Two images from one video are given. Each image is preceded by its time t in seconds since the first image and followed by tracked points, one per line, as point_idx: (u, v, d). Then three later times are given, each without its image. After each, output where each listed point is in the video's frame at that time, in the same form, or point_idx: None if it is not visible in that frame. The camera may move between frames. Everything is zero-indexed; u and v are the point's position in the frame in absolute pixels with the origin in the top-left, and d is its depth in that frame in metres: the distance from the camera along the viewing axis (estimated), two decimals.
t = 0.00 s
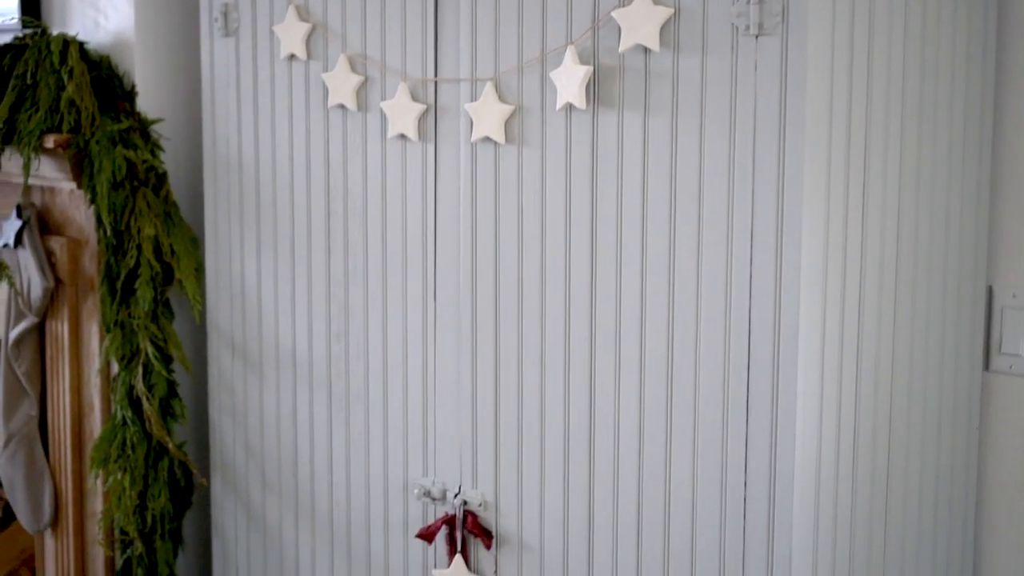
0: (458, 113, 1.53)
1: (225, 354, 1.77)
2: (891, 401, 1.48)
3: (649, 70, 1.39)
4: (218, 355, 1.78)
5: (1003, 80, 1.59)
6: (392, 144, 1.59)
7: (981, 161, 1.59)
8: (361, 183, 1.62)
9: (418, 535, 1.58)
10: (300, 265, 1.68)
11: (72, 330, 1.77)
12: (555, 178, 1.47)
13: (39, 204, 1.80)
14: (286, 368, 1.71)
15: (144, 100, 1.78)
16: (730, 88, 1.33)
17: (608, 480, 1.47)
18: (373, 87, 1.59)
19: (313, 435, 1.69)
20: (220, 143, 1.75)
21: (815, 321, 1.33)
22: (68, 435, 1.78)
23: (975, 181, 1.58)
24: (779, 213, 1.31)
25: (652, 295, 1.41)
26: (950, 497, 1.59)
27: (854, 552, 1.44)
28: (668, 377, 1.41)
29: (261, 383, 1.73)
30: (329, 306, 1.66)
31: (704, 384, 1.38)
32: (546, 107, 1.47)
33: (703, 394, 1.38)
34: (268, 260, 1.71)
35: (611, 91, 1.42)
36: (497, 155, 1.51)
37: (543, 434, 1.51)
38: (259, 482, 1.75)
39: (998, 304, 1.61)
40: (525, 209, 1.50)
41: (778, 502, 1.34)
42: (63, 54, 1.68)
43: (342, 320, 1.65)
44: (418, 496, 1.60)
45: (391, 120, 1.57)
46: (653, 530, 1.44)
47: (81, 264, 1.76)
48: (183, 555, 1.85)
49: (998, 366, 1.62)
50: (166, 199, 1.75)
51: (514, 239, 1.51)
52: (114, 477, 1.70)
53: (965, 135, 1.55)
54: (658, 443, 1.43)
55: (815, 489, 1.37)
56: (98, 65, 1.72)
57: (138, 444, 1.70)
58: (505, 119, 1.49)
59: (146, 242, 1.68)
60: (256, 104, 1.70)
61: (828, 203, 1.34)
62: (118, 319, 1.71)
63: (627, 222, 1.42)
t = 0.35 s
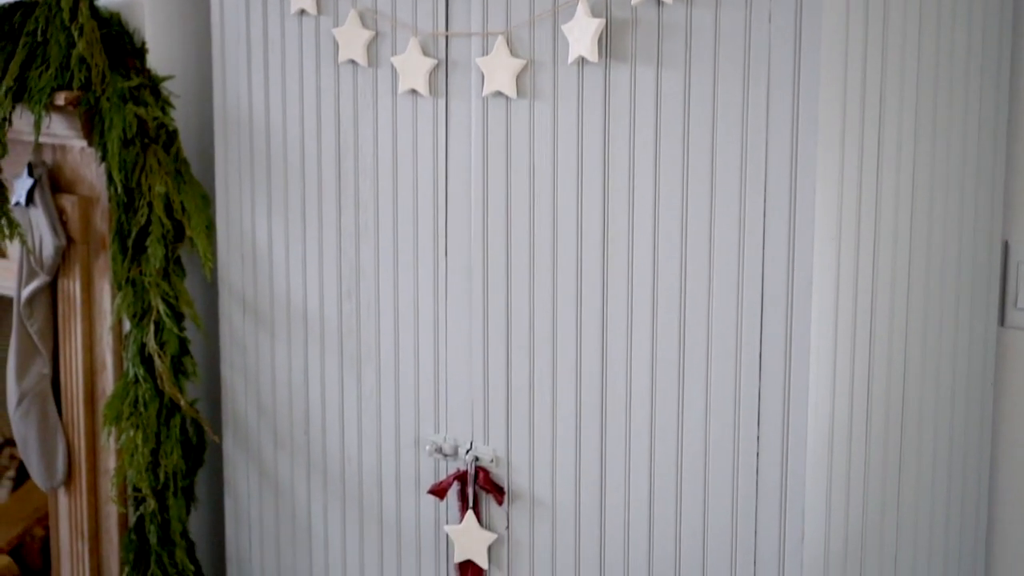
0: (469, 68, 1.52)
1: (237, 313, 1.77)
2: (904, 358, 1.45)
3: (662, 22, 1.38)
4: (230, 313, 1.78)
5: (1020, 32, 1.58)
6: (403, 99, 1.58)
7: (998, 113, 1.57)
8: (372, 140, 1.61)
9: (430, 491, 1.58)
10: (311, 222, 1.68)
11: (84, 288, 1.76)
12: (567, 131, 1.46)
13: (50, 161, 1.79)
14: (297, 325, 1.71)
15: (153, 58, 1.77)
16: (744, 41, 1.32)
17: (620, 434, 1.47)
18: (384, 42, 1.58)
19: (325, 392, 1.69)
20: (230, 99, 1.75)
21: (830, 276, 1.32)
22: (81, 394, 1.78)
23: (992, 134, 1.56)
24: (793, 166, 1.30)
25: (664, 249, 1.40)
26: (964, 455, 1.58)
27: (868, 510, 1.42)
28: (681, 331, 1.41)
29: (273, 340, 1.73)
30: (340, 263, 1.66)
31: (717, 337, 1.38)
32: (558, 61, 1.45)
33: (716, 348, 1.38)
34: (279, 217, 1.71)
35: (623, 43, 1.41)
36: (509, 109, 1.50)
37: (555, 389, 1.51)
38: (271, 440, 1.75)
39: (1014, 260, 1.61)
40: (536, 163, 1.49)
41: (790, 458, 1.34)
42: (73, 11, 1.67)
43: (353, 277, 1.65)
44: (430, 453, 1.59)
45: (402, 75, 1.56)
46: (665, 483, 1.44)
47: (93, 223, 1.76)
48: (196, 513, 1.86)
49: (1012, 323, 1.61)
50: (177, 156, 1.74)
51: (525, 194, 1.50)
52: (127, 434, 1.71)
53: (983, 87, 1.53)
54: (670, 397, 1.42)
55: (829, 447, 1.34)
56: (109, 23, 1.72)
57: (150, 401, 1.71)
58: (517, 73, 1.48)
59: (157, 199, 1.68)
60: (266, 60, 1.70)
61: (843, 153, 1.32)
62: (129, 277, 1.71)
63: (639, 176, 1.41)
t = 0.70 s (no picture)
0: (475, 22, 1.51)
1: (242, 269, 1.76)
2: (911, 316, 1.44)
3: None
4: (235, 270, 1.77)
5: None
6: (408, 54, 1.57)
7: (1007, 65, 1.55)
8: (377, 96, 1.60)
9: (435, 447, 1.58)
10: (317, 177, 1.67)
11: (90, 245, 1.77)
12: (573, 85, 1.45)
13: (54, 118, 1.78)
14: (303, 281, 1.70)
15: (156, 14, 1.77)
16: None
17: (626, 389, 1.46)
18: None
19: (330, 350, 1.69)
20: (235, 55, 1.73)
21: (836, 230, 1.32)
22: (87, 350, 1.79)
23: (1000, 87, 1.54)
24: (801, 116, 1.30)
25: (671, 202, 1.40)
26: (969, 417, 1.58)
27: (873, 468, 1.43)
28: (687, 282, 1.40)
29: (278, 297, 1.73)
30: (346, 220, 1.65)
31: (723, 290, 1.38)
32: (564, 15, 1.44)
33: (722, 303, 1.38)
34: (285, 173, 1.70)
35: None
36: (515, 64, 1.48)
37: (561, 343, 1.50)
38: (277, 395, 1.75)
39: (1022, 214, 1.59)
40: (542, 118, 1.48)
41: (798, 411, 1.35)
42: None
43: (359, 233, 1.65)
44: (436, 409, 1.59)
45: (407, 30, 1.55)
46: (672, 437, 1.44)
47: (99, 179, 1.76)
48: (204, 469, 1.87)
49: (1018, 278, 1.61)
50: (182, 113, 1.74)
51: (531, 147, 1.49)
52: (134, 391, 1.71)
53: (993, 40, 1.51)
54: (677, 353, 1.42)
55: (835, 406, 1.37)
56: None
57: (156, 358, 1.70)
58: (523, 28, 1.46)
59: (162, 156, 1.68)
60: (270, 16, 1.68)
61: (850, 103, 1.32)
62: (134, 233, 1.70)
63: (646, 130, 1.40)
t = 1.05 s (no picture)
0: None
1: (245, 228, 1.75)
2: (916, 272, 1.46)
3: None
4: (238, 228, 1.75)
5: None
6: (411, 10, 1.55)
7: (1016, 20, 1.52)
8: (379, 53, 1.59)
9: (439, 404, 1.58)
10: (320, 133, 1.66)
11: (92, 203, 1.76)
12: (577, 40, 1.44)
13: (55, 76, 1.77)
14: (306, 238, 1.70)
15: None
16: None
17: (629, 338, 1.47)
18: None
19: (333, 307, 1.69)
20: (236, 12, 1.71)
21: (840, 182, 1.35)
22: (90, 309, 1.79)
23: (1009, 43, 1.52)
24: (805, 62, 1.31)
25: (675, 152, 1.40)
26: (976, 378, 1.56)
27: (876, 419, 1.45)
28: (692, 234, 1.41)
29: (281, 254, 1.72)
30: (348, 177, 1.65)
31: (728, 244, 1.39)
32: None
33: (726, 253, 1.39)
34: (287, 130, 1.69)
35: None
36: (518, 20, 1.47)
37: (565, 298, 1.50)
38: (280, 352, 1.75)
39: None
40: (545, 73, 1.47)
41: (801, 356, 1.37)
42: None
43: (361, 189, 1.64)
44: (439, 365, 1.59)
45: None
46: (675, 389, 1.45)
47: (101, 137, 1.75)
48: (207, 427, 1.87)
49: None
50: (183, 70, 1.72)
51: (535, 101, 1.48)
52: (136, 348, 1.70)
53: None
54: (680, 302, 1.43)
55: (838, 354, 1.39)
56: None
57: (159, 315, 1.70)
58: None
59: (165, 113, 1.67)
60: None
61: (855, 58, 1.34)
62: (136, 191, 1.70)
63: (651, 83, 1.40)
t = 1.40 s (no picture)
0: None
1: (248, 185, 1.76)
2: (920, 227, 1.40)
3: None
4: (242, 185, 1.76)
5: None
6: None
7: None
8: (382, 11, 1.58)
9: (442, 361, 1.58)
10: (322, 92, 1.66)
11: (94, 162, 1.76)
12: None
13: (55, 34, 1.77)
14: (310, 198, 1.70)
15: None
16: None
17: (634, 297, 1.46)
18: None
19: (337, 266, 1.68)
20: None
21: (846, 138, 1.30)
22: (92, 268, 1.79)
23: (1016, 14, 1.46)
24: (810, 21, 1.28)
25: (679, 110, 1.38)
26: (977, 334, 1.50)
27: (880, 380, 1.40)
28: (695, 190, 1.39)
29: (284, 210, 1.72)
30: (351, 135, 1.64)
31: (732, 202, 1.36)
32: None
33: (730, 214, 1.37)
34: (291, 87, 1.69)
35: None
36: None
37: (568, 256, 1.49)
38: (283, 312, 1.75)
39: None
40: (549, 30, 1.46)
41: (806, 316, 1.33)
42: None
43: (365, 148, 1.63)
44: (443, 323, 1.59)
45: None
46: (678, 347, 1.43)
47: (102, 96, 1.75)
48: (209, 385, 1.89)
49: None
50: (185, 28, 1.71)
51: (538, 56, 1.47)
52: (140, 307, 1.70)
53: None
54: (684, 261, 1.41)
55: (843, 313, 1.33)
56: None
57: (162, 275, 1.70)
58: None
59: (166, 71, 1.66)
60: None
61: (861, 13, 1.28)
62: (139, 149, 1.69)
63: (655, 40, 1.38)
